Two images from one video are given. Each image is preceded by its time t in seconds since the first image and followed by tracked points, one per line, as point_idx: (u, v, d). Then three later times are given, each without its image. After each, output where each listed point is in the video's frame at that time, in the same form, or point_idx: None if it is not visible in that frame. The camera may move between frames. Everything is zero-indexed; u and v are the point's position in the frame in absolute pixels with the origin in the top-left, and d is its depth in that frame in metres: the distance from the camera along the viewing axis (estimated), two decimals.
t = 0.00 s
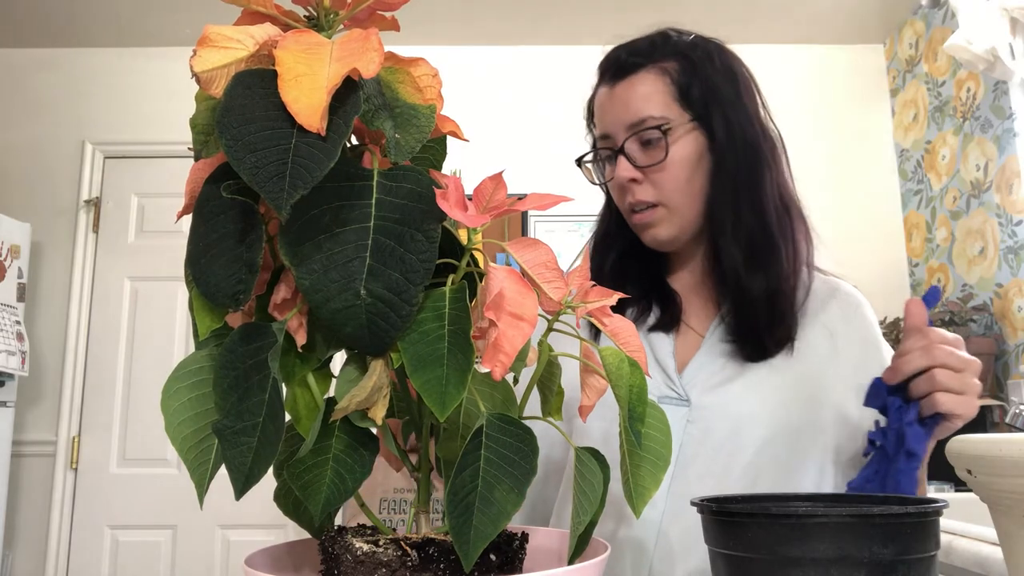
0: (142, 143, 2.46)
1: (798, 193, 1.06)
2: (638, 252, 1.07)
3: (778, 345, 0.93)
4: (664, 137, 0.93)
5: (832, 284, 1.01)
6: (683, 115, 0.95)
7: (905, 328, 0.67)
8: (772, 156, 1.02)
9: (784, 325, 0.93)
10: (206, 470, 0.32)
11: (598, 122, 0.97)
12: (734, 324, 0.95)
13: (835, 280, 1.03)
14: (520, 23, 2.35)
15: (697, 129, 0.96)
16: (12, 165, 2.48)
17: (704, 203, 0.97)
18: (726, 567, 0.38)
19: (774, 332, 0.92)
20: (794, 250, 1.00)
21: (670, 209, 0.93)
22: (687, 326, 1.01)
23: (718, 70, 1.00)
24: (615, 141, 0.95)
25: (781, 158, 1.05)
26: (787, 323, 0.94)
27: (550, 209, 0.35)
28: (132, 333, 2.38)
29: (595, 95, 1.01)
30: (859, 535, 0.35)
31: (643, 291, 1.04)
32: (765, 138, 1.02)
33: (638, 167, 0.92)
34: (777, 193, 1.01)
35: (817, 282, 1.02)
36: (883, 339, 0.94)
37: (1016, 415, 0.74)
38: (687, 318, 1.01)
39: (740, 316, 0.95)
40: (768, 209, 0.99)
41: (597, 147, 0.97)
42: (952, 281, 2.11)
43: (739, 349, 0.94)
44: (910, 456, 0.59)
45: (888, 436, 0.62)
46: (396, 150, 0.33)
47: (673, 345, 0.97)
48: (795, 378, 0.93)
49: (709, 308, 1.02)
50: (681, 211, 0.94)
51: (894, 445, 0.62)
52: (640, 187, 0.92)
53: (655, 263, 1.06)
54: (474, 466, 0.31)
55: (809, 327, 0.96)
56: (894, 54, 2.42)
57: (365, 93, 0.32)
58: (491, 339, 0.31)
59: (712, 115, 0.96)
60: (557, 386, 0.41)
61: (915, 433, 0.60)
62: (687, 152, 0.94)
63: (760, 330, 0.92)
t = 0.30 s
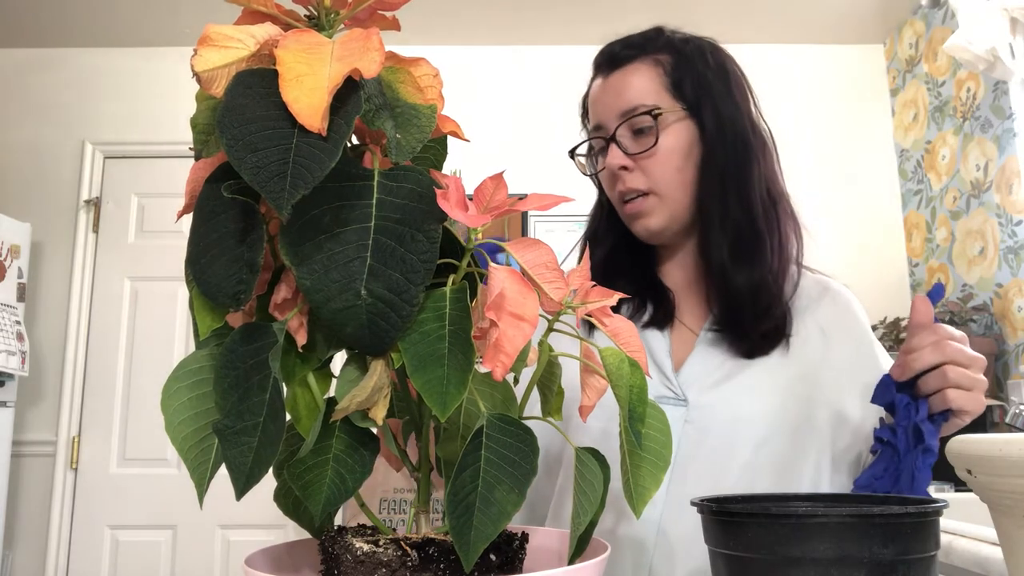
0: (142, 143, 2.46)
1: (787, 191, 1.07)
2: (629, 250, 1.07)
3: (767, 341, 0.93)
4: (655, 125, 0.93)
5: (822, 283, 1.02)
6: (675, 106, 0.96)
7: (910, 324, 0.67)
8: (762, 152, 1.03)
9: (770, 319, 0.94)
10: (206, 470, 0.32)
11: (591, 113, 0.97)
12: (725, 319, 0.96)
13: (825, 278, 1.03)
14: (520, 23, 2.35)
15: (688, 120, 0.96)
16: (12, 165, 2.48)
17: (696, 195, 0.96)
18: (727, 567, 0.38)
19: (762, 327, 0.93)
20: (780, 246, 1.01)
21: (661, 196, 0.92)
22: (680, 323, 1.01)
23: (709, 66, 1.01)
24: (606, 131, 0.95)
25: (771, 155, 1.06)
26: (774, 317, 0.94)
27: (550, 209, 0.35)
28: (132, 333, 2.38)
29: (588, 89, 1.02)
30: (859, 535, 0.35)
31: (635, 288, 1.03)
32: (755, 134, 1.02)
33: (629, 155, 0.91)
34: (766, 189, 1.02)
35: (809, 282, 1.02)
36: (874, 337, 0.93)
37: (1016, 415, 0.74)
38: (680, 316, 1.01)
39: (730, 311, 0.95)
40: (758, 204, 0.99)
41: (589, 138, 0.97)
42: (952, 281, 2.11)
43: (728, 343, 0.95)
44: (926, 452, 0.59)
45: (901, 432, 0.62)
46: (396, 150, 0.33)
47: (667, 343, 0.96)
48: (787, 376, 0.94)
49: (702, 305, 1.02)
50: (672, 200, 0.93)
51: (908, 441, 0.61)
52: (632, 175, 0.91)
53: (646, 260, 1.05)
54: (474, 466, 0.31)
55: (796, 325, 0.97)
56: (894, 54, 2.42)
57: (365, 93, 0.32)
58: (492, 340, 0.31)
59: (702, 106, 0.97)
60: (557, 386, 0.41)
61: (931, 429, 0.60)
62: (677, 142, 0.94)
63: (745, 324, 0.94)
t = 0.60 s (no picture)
0: (142, 143, 2.46)
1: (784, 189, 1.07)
2: (626, 246, 1.06)
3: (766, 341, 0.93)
4: (654, 121, 0.93)
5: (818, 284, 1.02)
6: (674, 102, 0.96)
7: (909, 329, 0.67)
8: (761, 151, 1.03)
9: (768, 319, 0.94)
10: (206, 470, 0.32)
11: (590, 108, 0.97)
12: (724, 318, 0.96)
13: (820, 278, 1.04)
14: (521, 22, 2.35)
15: (687, 117, 0.96)
16: (12, 165, 2.48)
17: (694, 192, 0.97)
18: (727, 566, 0.38)
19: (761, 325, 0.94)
20: (779, 245, 1.01)
21: (659, 193, 0.92)
22: (678, 323, 1.01)
23: (708, 62, 1.01)
24: (605, 126, 0.95)
25: (770, 154, 1.06)
26: (772, 317, 0.95)
27: (550, 209, 0.35)
28: (133, 333, 2.38)
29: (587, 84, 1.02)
30: (858, 535, 0.35)
31: (634, 285, 1.03)
32: (754, 133, 1.02)
33: (628, 151, 0.91)
34: (764, 188, 1.02)
35: (807, 284, 1.02)
36: (870, 340, 0.93)
37: (1015, 415, 0.75)
38: (679, 315, 1.01)
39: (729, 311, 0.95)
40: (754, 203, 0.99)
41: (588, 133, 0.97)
42: (952, 281, 2.11)
43: (726, 342, 0.95)
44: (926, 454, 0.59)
45: (900, 436, 0.62)
46: (397, 150, 0.33)
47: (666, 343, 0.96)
48: (785, 378, 0.93)
49: (701, 304, 1.02)
50: (670, 196, 0.93)
51: (907, 447, 0.61)
52: (629, 172, 0.91)
53: (643, 257, 1.05)
54: (474, 466, 0.31)
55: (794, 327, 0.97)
56: (894, 54, 2.42)
57: (366, 92, 0.32)
58: (492, 340, 0.31)
59: (701, 103, 0.97)
60: (557, 385, 0.41)
61: (931, 434, 0.60)
62: (676, 138, 0.94)
63: (742, 323, 0.95)
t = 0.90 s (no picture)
0: (142, 143, 2.46)
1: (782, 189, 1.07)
2: (624, 247, 1.06)
3: (765, 342, 0.93)
4: (652, 123, 0.93)
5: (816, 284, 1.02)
6: (672, 104, 0.96)
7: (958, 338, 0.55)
8: (759, 152, 1.03)
9: (768, 321, 0.94)
10: (207, 470, 0.32)
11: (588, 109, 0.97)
12: (723, 319, 0.96)
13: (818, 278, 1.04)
14: (520, 22, 2.35)
15: (685, 118, 0.96)
16: (12, 165, 2.48)
17: (691, 194, 0.97)
18: (727, 566, 0.38)
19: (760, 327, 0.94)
20: (778, 247, 1.01)
21: (657, 195, 0.92)
22: (677, 324, 1.01)
23: (706, 62, 1.01)
24: (604, 128, 0.95)
25: (768, 155, 1.06)
26: (771, 319, 0.94)
27: (550, 209, 0.35)
28: (133, 333, 2.38)
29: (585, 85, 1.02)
30: (858, 535, 0.35)
31: (632, 286, 1.02)
32: (753, 133, 1.02)
33: (626, 153, 0.91)
34: (762, 188, 1.03)
35: (805, 284, 1.02)
36: (868, 341, 0.92)
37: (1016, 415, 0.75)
38: (678, 317, 1.01)
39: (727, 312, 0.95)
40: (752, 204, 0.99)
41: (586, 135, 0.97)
42: (952, 281, 2.11)
43: (725, 344, 0.95)
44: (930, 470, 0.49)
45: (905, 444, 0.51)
46: (396, 150, 0.33)
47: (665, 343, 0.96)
48: (783, 378, 0.93)
49: (700, 304, 1.02)
50: (668, 198, 0.93)
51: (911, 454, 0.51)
52: (628, 173, 0.91)
53: (641, 258, 1.05)
54: (474, 466, 0.31)
55: (793, 328, 0.97)
56: (894, 54, 2.42)
57: (365, 92, 0.32)
58: (492, 340, 0.31)
59: (699, 104, 0.97)
60: (557, 385, 0.41)
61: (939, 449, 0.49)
62: (674, 140, 0.94)
63: (741, 324, 0.94)
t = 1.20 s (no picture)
0: (142, 143, 2.46)
1: (781, 190, 1.07)
2: (624, 246, 1.06)
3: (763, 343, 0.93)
4: (652, 124, 0.93)
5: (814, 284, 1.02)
6: (672, 105, 0.96)
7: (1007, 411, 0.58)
8: (758, 152, 1.03)
9: (767, 323, 0.94)
10: (206, 470, 0.32)
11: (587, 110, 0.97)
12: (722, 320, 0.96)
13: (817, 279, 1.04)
14: (520, 22, 2.35)
15: (685, 119, 0.96)
16: (11, 164, 2.48)
17: (691, 195, 0.97)
18: (727, 566, 0.38)
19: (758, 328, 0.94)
20: (777, 248, 1.01)
21: (656, 196, 0.92)
22: (676, 325, 1.01)
23: (706, 63, 1.01)
24: (603, 129, 0.94)
25: (768, 156, 1.06)
26: (770, 320, 0.94)
27: (550, 209, 0.35)
28: (133, 333, 2.38)
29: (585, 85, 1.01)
30: (857, 535, 0.35)
31: (631, 286, 1.02)
32: (752, 133, 1.02)
33: (626, 154, 0.91)
34: (761, 189, 1.03)
35: (805, 285, 1.02)
36: (866, 341, 0.92)
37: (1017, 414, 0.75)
38: (678, 317, 1.01)
39: (726, 313, 0.95)
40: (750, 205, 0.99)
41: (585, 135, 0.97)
42: (952, 281, 2.11)
43: (724, 345, 0.95)
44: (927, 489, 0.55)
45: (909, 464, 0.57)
46: (397, 151, 0.33)
47: (665, 344, 0.96)
48: (783, 379, 0.93)
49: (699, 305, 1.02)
50: (667, 199, 0.93)
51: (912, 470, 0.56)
52: (627, 174, 0.91)
53: (641, 258, 1.05)
54: (474, 466, 0.31)
55: (792, 329, 0.97)
56: (894, 54, 2.42)
57: (365, 92, 0.32)
58: (492, 340, 0.31)
59: (698, 105, 0.97)
60: (557, 386, 0.41)
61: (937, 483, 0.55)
62: (673, 140, 0.94)
63: (741, 325, 0.94)
